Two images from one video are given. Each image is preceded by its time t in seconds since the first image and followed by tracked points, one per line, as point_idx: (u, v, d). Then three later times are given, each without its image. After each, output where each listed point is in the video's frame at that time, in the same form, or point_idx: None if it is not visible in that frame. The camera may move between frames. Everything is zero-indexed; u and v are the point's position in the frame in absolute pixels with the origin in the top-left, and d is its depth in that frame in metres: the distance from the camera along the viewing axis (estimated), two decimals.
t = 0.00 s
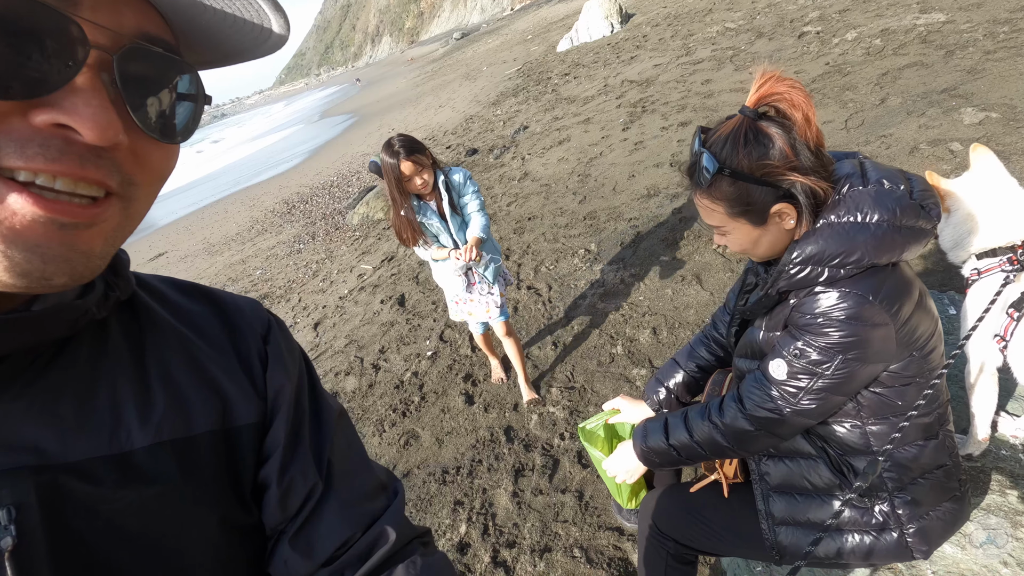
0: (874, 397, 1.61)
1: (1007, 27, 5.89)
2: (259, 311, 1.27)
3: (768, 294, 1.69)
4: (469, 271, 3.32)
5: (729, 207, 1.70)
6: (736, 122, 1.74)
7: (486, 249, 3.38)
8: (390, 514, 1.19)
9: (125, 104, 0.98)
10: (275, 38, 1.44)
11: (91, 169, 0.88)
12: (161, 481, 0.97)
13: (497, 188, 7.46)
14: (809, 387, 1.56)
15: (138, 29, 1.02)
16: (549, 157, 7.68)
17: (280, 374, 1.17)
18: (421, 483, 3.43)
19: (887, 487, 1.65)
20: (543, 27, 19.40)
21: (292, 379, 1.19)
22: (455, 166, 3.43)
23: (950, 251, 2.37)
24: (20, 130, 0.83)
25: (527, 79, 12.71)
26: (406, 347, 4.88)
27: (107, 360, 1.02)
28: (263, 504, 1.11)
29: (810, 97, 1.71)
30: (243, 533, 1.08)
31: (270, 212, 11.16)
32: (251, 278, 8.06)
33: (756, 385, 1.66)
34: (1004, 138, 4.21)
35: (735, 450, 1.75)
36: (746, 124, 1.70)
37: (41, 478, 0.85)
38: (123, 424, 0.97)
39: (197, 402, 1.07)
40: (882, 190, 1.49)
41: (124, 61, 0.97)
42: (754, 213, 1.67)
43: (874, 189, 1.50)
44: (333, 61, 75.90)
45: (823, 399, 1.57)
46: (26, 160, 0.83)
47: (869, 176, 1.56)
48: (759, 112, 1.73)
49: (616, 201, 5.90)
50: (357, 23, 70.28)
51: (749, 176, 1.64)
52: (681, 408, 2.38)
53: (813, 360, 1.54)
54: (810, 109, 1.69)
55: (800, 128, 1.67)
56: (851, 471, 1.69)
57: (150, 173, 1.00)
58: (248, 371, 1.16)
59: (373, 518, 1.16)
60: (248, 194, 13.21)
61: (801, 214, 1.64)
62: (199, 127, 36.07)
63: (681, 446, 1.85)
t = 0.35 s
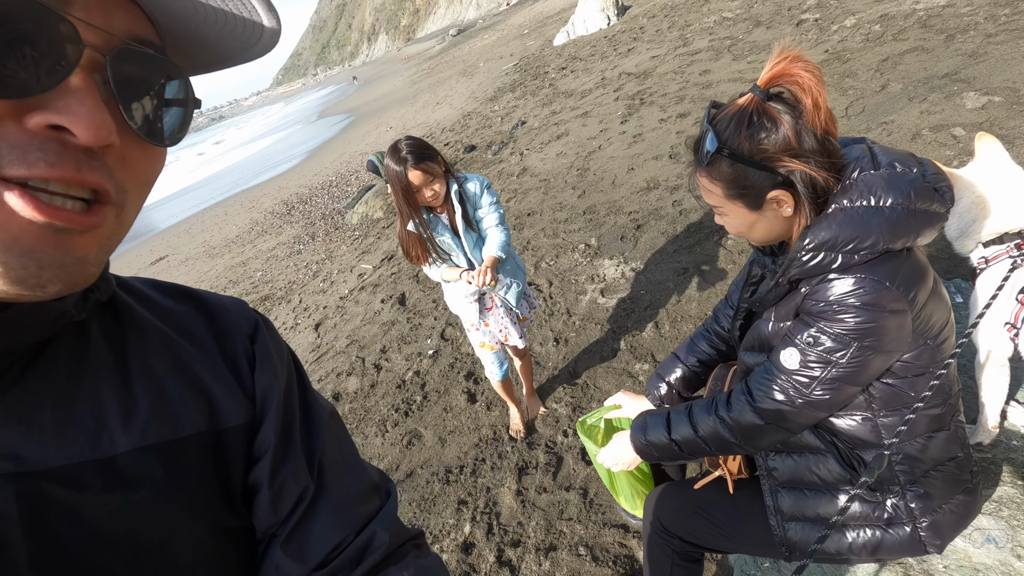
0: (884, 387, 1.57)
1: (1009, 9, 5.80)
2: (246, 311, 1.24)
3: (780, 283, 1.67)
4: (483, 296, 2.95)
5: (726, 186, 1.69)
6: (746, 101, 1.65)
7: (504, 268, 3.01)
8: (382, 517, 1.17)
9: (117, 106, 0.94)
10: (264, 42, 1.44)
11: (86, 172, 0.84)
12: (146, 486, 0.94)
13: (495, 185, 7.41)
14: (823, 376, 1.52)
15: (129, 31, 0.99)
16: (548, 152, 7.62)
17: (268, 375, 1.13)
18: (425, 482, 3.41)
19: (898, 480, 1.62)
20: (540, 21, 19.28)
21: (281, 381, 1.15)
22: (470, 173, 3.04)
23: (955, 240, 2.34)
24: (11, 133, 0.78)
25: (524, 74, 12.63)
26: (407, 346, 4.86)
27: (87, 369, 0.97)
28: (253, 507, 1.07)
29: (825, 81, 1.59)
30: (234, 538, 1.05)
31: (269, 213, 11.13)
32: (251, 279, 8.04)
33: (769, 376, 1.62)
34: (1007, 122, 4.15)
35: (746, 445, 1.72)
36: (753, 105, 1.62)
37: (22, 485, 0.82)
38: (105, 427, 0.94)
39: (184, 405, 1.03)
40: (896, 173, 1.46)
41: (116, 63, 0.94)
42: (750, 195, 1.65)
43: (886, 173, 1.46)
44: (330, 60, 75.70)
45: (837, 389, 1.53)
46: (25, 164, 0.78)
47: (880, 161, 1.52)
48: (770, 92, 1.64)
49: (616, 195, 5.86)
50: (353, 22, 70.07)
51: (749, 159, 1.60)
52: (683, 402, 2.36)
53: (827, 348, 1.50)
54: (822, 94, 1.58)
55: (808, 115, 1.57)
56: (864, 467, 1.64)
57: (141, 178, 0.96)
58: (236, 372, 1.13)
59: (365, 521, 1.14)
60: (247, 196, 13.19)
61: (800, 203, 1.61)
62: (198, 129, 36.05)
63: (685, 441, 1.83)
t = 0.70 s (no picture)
0: (880, 387, 1.57)
1: (996, 9, 5.85)
2: (242, 315, 1.23)
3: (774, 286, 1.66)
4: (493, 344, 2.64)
5: (716, 189, 1.69)
6: (728, 103, 1.71)
7: (513, 309, 2.69)
8: (378, 520, 1.15)
9: (117, 109, 0.93)
10: (263, 48, 1.43)
11: (84, 172, 0.83)
12: (143, 488, 0.92)
13: (490, 188, 7.41)
14: (821, 379, 1.52)
15: (131, 34, 0.98)
16: (542, 154, 7.63)
17: (266, 378, 1.12)
18: (421, 487, 3.39)
19: (896, 480, 1.61)
20: (533, 25, 19.31)
21: (278, 383, 1.14)
22: (471, 200, 2.68)
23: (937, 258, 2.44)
24: (8, 131, 0.77)
25: (517, 78, 12.65)
26: (402, 350, 4.84)
27: (86, 375, 0.95)
28: (250, 511, 1.05)
29: (804, 79, 1.67)
30: (231, 543, 1.02)
31: (263, 219, 11.10)
32: (245, 285, 8.00)
33: (766, 381, 1.62)
34: (996, 121, 4.18)
35: (743, 449, 1.72)
36: (736, 105, 1.67)
37: (18, 487, 0.79)
38: (102, 430, 0.92)
39: (182, 407, 1.02)
40: (886, 173, 1.45)
41: (117, 64, 0.93)
42: (738, 195, 1.65)
43: (880, 174, 1.46)
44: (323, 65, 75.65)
45: (835, 391, 1.53)
46: (22, 162, 0.77)
47: (870, 161, 1.51)
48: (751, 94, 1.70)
49: (609, 197, 5.86)
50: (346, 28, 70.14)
51: (735, 159, 1.62)
52: (678, 404, 2.37)
53: (824, 352, 1.50)
54: (803, 92, 1.65)
55: (791, 112, 1.65)
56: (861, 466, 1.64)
57: (139, 180, 0.94)
58: (233, 374, 1.11)
59: (361, 524, 1.12)
60: (241, 202, 13.15)
61: (790, 201, 1.60)
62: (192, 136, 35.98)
63: (684, 448, 1.83)
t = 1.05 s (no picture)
0: (898, 398, 1.53)
1: (1017, 12, 5.75)
2: (249, 312, 1.22)
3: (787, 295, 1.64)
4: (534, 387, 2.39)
5: (725, 199, 1.65)
6: (730, 113, 1.70)
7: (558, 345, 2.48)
8: (381, 519, 1.14)
9: (139, 108, 0.92)
10: (288, 52, 1.43)
11: (108, 172, 0.83)
12: (149, 484, 0.92)
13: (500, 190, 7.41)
14: (838, 392, 1.49)
15: (156, 36, 0.97)
16: (553, 157, 7.61)
17: (271, 376, 1.12)
18: (427, 489, 3.38)
19: (915, 493, 1.57)
20: (546, 28, 19.33)
21: (283, 381, 1.13)
22: (528, 215, 2.53)
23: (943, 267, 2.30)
24: (42, 132, 0.76)
25: (530, 81, 12.65)
26: (411, 351, 4.83)
27: (91, 373, 0.94)
28: (254, 509, 1.04)
29: (808, 82, 1.65)
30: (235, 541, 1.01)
31: (275, 220, 11.18)
32: (257, 285, 8.06)
33: (780, 394, 1.59)
34: (1017, 125, 4.10)
35: (757, 462, 1.69)
36: (739, 115, 1.67)
37: (25, 482, 0.79)
38: (108, 425, 0.91)
39: (188, 403, 1.01)
40: (903, 179, 1.42)
41: (143, 65, 0.92)
42: (750, 203, 1.61)
43: (896, 178, 1.43)
44: (338, 67, 76.26)
45: (852, 403, 1.49)
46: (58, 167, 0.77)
47: (887, 166, 1.48)
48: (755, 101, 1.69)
49: (620, 200, 5.83)
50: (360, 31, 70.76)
51: (745, 168, 1.59)
52: (686, 409, 2.37)
53: (840, 363, 1.47)
54: (807, 95, 1.63)
55: (796, 115, 1.62)
56: (876, 479, 1.60)
57: (154, 178, 0.94)
58: (238, 371, 1.10)
59: (363, 523, 1.12)
60: (255, 202, 13.28)
61: (805, 206, 1.57)
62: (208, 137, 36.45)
63: (697, 458, 1.80)
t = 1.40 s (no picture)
0: (921, 400, 1.50)
1: None
2: (246, 312, 1.22)
3: (805, 296, 1.62)
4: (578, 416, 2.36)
5: (731, 207, 1.63)
6: (723, 122, 1.68)
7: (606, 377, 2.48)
8: (380, 519, 1.15)
9: (124, 105, 0.92)
10: (275, 48, 1.41)
11: (91, 169, 0.83)
12: (146, 485, 0.92)
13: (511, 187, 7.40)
14: (864, 397, 1.46)
15: (141, 31, 0.97)
16: (564, 153, 7.57)
17: (269, 376, 1.12)
18: (437, 486, 3.38)
19: (936, 496, 1.54)
20: (557, 24, 19.22)
21: (281, 382, 1.14)
22: (583, 227, 2.43)
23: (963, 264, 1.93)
24: (19, 129, 0.77)
25: (541, 77, 12.60)
26: (421, 348, 4.85)
27: (87, 373, 0.94)
28: (253, 509, 1.05)
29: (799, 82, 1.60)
30: (232, 542, 1.02)
31: (289, 217, 11.27)
32: (271, 282, 8.14)
33: (804, 401, 1.56)
34: None
35: (782, 469, 1.65)
36: (733, 123, 1.64)
37: (21, 482, 0.80)
38: (105, 427, 0.92)
39: (184, 404, 1.01)
40: (918, 173, 1.39)
41: (127, 58, 0.92)
42: (758, 209, 1.58)
43: (908, 175, 1.40)
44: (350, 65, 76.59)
45: (879, 407, 1.46)
46: (32, 161, 0.77)
47: (899, 161, 1.45)
48: (747, 106, 1.67)
49: (632, 196, 5.79)
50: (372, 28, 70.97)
51: (746, 173, 1.56)
52: (690, 402, 2.38)
53: (864, 367, 1.44)
54: (800, 95, 1.60)
55: (792, 117, 1.60)
56: (898, 482, 1.56)
57: (145, 176, 0.94)
58: (236, 372, 1.10)
59: (362, 523, 1.12)
60: (268, 199, 13.39)
61: (813, 207, 1.53)
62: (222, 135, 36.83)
63: (721, 464, 1.78)
